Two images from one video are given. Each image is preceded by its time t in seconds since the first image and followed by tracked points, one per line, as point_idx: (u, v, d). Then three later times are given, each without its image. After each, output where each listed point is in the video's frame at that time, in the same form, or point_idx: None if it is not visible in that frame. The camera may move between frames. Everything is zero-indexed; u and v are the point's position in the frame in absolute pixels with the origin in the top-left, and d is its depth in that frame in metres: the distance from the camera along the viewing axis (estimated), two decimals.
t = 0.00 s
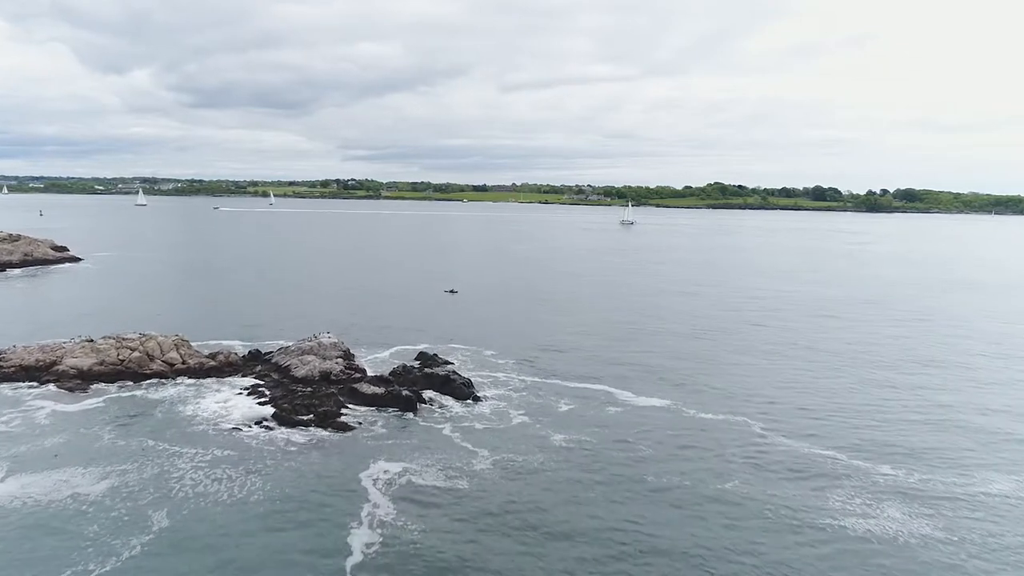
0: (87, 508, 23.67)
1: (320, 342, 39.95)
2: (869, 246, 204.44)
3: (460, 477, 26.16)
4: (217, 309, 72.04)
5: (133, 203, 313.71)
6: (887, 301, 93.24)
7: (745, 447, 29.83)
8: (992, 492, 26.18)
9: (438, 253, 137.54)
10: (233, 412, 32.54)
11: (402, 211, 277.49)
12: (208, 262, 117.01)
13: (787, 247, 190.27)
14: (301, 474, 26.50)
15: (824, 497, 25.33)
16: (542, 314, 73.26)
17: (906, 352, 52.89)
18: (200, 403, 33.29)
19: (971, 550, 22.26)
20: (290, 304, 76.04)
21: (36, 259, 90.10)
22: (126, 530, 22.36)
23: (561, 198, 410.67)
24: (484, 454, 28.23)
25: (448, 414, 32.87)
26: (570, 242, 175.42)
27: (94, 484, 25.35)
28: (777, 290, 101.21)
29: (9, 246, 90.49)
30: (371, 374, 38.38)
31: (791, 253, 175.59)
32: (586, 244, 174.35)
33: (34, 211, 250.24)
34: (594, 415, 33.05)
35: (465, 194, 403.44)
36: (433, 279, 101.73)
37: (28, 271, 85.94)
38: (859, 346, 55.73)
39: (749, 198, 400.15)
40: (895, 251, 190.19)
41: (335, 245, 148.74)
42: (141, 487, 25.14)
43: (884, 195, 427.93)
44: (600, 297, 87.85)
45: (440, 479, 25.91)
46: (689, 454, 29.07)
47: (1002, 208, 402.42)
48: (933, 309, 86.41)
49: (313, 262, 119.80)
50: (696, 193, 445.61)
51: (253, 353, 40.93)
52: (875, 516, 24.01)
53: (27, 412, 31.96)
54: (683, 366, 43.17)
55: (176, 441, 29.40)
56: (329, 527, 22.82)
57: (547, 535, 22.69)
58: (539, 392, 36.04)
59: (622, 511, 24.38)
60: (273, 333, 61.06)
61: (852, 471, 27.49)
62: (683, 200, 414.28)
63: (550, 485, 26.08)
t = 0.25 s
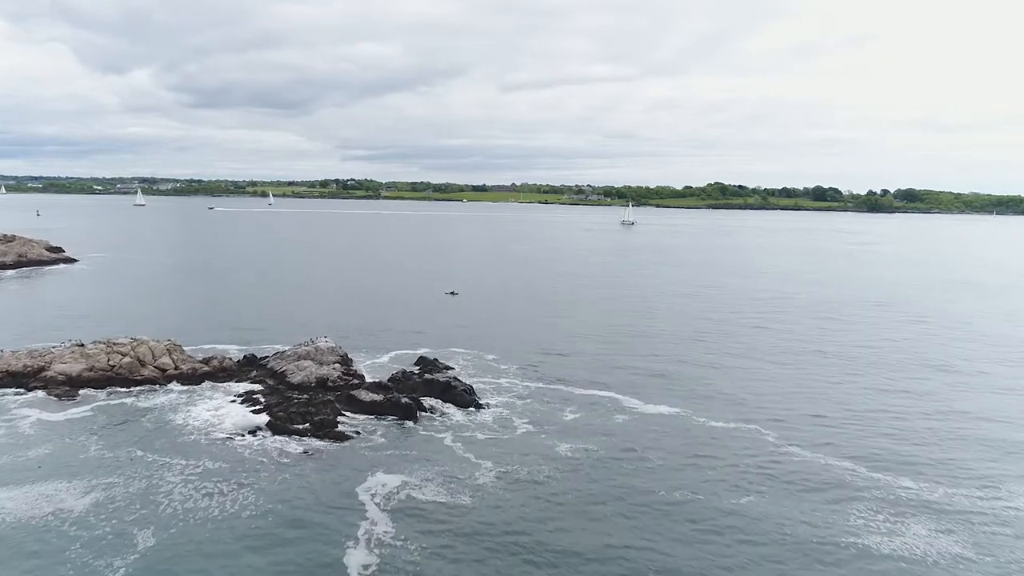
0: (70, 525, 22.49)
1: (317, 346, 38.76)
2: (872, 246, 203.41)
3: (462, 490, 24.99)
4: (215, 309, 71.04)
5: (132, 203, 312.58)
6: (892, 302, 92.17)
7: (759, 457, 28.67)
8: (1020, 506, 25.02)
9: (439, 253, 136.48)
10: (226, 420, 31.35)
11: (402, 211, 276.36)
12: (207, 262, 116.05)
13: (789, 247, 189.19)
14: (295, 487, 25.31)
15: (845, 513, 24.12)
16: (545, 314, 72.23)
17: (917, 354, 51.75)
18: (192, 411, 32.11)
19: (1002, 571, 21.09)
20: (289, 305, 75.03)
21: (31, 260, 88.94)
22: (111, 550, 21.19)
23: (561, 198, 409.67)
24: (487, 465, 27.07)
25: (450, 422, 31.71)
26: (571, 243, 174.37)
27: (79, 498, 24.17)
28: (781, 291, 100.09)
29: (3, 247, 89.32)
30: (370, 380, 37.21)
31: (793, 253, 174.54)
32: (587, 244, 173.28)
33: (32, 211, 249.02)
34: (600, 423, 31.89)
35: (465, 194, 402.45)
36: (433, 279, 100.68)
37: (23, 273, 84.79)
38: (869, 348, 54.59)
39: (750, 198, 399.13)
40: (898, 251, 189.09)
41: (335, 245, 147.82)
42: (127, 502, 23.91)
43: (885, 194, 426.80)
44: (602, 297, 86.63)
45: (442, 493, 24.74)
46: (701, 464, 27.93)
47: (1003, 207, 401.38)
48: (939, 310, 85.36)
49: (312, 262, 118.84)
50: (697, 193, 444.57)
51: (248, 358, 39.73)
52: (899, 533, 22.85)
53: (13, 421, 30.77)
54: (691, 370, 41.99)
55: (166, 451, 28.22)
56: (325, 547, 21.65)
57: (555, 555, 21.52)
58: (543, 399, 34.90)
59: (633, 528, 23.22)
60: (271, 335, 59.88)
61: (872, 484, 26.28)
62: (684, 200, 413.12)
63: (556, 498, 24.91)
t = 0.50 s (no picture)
0: (52, 544, 21.35)
1: (314, 351, 37.54)
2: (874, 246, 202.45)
3: (465, 505, 23.83)
4: (212, 309, 70.01)
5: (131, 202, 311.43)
6: (898, 302, 91.12)
7: (775, 469, 27.53)
8: None
9: (439, 253, 135.40)
10: (219, 429, 30.16)
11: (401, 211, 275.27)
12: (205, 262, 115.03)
13: (790, 247, 188.20)
14: (290, 502, 24.16)
15: (868, 530, 22.98)
16: (548, 314, 71.19)
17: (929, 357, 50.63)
18: (183, 420, 30.91)
19: None
20: (288, 304, 74.02)
21: (26, 261, 87.74)
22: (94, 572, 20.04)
23: (562, 198, 408.63)
24: (491, 478, 25.91)
25: (451, 431, 30.53)
26: (572, 243, 173.31)
27: (62, 515, 23.01)
28: (785, 291, 99.04)
29: None
30: (369, 386, 36.00)
31: (795, 253, 173.48)
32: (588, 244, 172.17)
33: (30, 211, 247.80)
34: (608, 432, 30.73)
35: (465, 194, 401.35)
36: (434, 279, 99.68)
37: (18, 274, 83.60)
38: (880, 350, 53.50)
39: (750, 198, 398.11)
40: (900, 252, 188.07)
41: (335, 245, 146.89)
42: (112, 519, 22.71)
43: (886, 194, 425.83)
44: (604, 297, 85.12)
45: (444, 509, 23.59)
46: (714, 476, 26.80)
47: (1004, 207, 400.41)
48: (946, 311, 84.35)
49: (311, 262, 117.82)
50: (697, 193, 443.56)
51: (242, 363, 38.51)
52: (925, 551, 21.74)
53: None
54: (700, 375, 40.84)
55: (156, 463, 27.04)
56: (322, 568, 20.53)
57: None
58: (548, 406, 33.75)
59: (645, 546, 22.11)
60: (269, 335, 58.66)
61: (895, 499, 25.16)
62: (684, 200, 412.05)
63: (564, 514, 23.76)
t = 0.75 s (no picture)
0: (32, 566, 20.17)
1: (311, 357, 36.33)
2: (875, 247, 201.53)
3: (469, 523, 22.71)
4: (210, 309, 69.00)
5: (130, 202, 309.99)
6: (903, 304, 90.16)
7: (791, 483, 26.46)
8: None
9: (439, 253, 134.37)
10: (212, 439, 28.96)
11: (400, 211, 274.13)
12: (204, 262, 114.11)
13: (792, 248, 187.26)
14: (285, 519, 23.01)
15: (896, 553, 21.92)
16: (550, 315, 70.12)
17: (940, 362, 49.60)
18: (174, 429, 29.69)
19: None
20: (287, 304, 73.05)
21: (20, 262, 86.45)
22: None
23: (561, 198, 407.56)
24: (496, 492, 24.75)
25: (453, 441, 29.36)
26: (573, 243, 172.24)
27: (44, 534, 21.84)
28: (789, 293, 98.06)
29: None
30: (368, 393, 34.82)
31: (797, 254, 172.46)
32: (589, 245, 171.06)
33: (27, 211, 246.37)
34: (616, 442, 29.59)
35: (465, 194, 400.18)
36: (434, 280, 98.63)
37: (12, 275, 82.31)
38: (889, 354, 52.49)
39: (751, 198, 397.11)
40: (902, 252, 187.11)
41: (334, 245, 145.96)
42: (96, 539, 21.50)
43: (886, 195, 424.94)
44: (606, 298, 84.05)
45: (446, 527, 22.46)
46: (729, 491, 25.71)
47: (1005, 208, 399.52)
48: (952, 313, 83.43)
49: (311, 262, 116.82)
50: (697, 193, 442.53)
51: (237, 369, 37.28)
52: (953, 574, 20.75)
53: None
54: (709, 381, 39.72)
55: (145, 476, 25.85)
56: None
57: None
58: (553, 415, 32.61)
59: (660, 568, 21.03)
60: (267, 336, 57.53)
61: (920, 517, 24.11)
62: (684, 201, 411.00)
63: (574, 532, 22.65)
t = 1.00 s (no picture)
0: None
1: (308, 362, 35.13)
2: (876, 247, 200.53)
3: (473, 541, 21.59)
4: (207, 309, 67.90)
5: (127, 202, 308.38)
6: (908, 306, 89.14)
7: (809, 497, 25.39)
8: None
9: (439, 253, 133.25)
10: (205, 450, 27.79)
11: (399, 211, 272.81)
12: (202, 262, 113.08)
13: (793, 248, 186.23)
14: (280, 537, 21.88)
15: None
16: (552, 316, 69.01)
17: (951, 365, 48.58)
18: (165, 440, 28.50)
19: None
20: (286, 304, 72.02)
21: (14, 263, 85.12)
22: None
23: (561, 198, 406.33)
24: (501, 507, 23.62)
25: (456, 451, 28.23)
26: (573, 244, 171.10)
27: (24, 555, 20.68)
28: (792, 294, 97.03)
29: None
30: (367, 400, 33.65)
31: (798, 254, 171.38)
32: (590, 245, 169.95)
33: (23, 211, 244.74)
34: (626, 452, 28.45)
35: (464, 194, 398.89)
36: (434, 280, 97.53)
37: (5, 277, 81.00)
38: (898, 357, 51.44)
39: (751, 198, 395.96)
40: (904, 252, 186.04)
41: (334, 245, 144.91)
42: (79, 561, 20.33)
43: (887, 194, 423.85)
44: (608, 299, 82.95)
45: (450, 545, 21.35)
46: (746, 505, 24.62)
47: (1006, 208, 398.45)
48: (957, 314, 82.47)
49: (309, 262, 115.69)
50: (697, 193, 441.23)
51: (231, 375, 36.07)
52: None
53: None
54: (718, 387, 38.65)
55: (134, 490, 24.66)
56: None
57: None
58: (559, 423, 31.47)
59: None
60: (264, 337, 56.43)
61: (945, 535, 23.10)
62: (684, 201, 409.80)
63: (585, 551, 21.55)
